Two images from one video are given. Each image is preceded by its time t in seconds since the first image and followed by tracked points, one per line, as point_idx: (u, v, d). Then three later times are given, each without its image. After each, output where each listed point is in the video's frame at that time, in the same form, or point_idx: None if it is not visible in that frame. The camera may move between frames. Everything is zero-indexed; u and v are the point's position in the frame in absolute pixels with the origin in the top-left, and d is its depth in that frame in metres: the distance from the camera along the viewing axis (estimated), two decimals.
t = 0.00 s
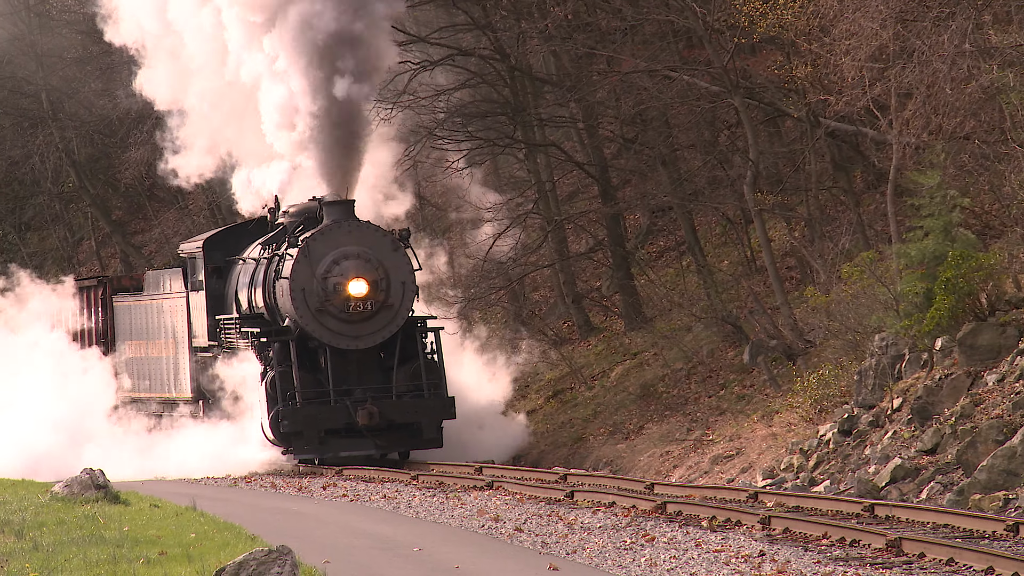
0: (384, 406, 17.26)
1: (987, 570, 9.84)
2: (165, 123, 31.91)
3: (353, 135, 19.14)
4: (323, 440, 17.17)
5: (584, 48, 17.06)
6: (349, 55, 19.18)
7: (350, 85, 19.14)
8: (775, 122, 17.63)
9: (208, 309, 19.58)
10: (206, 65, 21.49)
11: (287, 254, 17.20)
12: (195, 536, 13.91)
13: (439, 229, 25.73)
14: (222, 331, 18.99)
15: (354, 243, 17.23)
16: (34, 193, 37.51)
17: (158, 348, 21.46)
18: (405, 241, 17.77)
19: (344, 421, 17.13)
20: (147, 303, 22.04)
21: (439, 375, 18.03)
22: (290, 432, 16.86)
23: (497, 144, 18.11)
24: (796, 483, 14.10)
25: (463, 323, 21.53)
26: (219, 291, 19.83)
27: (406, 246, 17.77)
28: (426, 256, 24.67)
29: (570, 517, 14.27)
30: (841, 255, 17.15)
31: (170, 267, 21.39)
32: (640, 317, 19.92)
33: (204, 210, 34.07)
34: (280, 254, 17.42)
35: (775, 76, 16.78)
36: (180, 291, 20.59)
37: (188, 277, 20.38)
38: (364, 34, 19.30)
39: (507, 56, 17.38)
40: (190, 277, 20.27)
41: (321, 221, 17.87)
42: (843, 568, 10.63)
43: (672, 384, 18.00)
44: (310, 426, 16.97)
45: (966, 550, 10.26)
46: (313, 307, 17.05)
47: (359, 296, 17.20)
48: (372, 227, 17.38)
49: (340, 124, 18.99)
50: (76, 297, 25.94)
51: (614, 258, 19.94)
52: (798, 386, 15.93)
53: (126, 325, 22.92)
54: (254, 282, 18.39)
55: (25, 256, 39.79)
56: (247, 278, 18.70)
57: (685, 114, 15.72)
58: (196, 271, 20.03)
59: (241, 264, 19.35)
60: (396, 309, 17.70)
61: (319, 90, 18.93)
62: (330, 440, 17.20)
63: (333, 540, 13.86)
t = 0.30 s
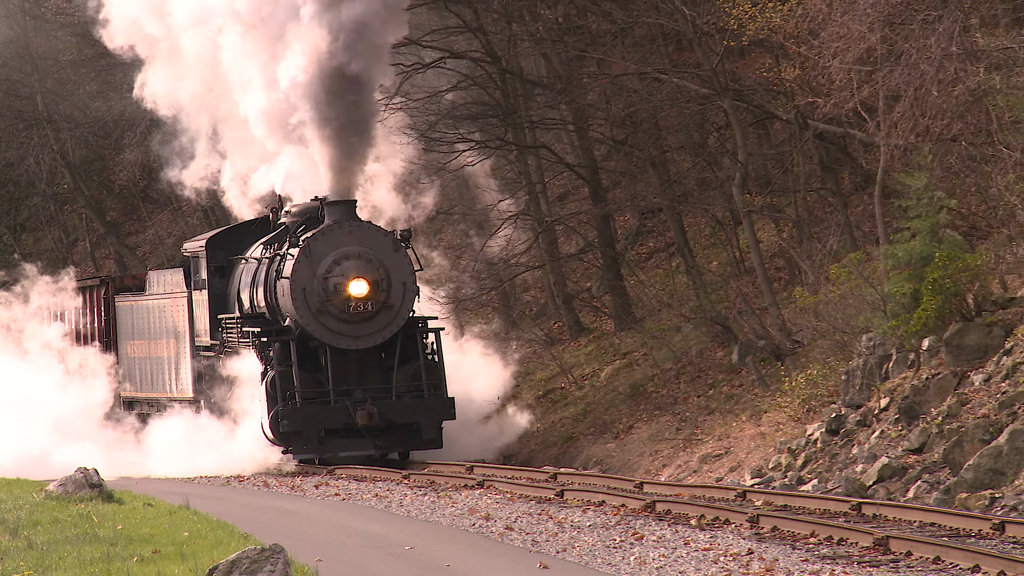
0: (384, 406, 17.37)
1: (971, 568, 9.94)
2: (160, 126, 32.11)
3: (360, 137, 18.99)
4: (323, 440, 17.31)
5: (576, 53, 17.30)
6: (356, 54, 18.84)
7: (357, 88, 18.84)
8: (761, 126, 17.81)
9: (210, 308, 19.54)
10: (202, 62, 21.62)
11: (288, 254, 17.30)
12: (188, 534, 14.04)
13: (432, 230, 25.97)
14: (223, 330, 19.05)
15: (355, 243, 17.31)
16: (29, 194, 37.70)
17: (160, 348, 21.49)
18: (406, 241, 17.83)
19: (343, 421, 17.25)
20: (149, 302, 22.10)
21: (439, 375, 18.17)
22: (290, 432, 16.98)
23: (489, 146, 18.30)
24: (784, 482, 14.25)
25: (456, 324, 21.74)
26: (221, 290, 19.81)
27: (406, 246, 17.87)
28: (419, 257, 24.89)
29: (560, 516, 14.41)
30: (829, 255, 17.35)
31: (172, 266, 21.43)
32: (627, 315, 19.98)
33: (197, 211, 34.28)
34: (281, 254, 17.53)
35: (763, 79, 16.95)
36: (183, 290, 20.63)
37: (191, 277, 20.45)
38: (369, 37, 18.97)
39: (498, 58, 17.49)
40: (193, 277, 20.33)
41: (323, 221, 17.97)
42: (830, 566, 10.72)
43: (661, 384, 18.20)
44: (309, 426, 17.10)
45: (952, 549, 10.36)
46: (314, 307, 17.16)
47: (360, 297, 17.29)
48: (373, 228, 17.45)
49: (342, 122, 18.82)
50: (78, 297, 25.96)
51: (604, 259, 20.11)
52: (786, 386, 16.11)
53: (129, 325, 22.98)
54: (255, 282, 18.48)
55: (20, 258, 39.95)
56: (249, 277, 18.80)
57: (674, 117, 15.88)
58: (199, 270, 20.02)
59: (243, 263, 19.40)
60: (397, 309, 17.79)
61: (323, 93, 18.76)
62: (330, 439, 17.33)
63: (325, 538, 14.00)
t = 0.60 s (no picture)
0: (381, 406, 17.48)
1: (953, 566, 10.00)
2: (151, 127, 32.29)
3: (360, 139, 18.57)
4: (319, 440, 17.40)
5: (560, 55, 17.48)
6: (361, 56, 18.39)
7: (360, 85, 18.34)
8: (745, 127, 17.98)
9: (207, 307, 19.61)
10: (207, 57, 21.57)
11: (285, 254, 17.37)
12: (178, 533, 14.16)
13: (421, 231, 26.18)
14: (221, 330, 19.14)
15: (352, 243, 17.36)
16: (20, 196, 37.84)
17: (159, 348, 21.52)
18: (403, 241, 17.86)
19: (340, 421, 17.36)
20: (147, 302, 22.13)
21: (436, 375, 18.38)
22: (287, 431, 17.06)
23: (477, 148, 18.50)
24: (768, 480, 14.38)
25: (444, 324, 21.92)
26: (220, 289, 19.85)
27: (404, 246, 17.92)
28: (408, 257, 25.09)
29: (546, 514, 14.53)
30: (812, 256, 17.55)
31: (170, 266, 21.45)
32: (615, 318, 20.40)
33: (188, 213, 34.49)
34: (279, 253, 17.59)
35: (749, 81, 17.13)
36: (181, 290, 20.63)
37: (189, 277, 20.50)
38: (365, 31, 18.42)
39: (485, 61, 17.84)
40: (191, 277, 20.38)
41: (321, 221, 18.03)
42: (814, 564, 10.78)
43: (647, 383, 18.38)
44: (306, 425, 17.19)
45: (935, 547, 10.41)
46: (311, 307, 17.22)
47: (356, 296, 17.35)
48: (370, 227, 17.50)
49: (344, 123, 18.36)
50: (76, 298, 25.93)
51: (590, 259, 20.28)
52: (771, 385, 16.28)
53: (127, 325, 23.02)
54: (252, 282, 18.55)
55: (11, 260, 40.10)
56: (246, 277, 18.87)
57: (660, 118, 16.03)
58: (197, 269, 20.06)
59: (241, 262, 19.44)
60: (393, 309, 17.84)
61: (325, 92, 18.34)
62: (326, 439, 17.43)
63: (314, 536, 14.10)
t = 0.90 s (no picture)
0: (385, 406, 17.56)
1: (945, 564, 10.05)
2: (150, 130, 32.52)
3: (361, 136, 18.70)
4: (323, 441, 17.50)
5: (555, 57, 17.68)
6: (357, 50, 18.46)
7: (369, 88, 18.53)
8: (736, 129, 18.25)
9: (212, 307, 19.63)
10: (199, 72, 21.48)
11: (288, 254, 17.38)
12: (176, 531, 14.32)
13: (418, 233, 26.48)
14: (225, 330, 19.18)
15: (355, 243, 17.47)
16: (20, 198, 38.09)
17: (165, 347, 21.55)
18: (405, 241, 18.00)
19: (343, 421, 17.45)
20: (154, 302, 22.18)
21: (439, 375, 18.36)
22: (291, 432, 17.13)
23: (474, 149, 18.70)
24: (760, 479, 14.53)
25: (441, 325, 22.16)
26: (224, 290, 19.89)
27: (406, 246, 18.04)
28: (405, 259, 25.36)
29: (541, 513, 14.68)
30: (805, 258, 17.76)
31: (174, 266, 21.52)
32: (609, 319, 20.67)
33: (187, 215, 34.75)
34: (282, 254, 17.61)
35: (741, 84, 17.35)
36: (186, 289, 20.68)
37: (194, 278, 20.52)
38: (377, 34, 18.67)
39: (480, 64, 18.28)
40: (196, 278, 20.40)
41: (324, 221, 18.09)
42: (807, 562, 10.84)
43: (641, 383, 18.60)
44: (310, 425, 17.26)
45: (927, 545, 10.48)
46: (314, 307, 17.29)
47: (360, 297, 17.46)
48: (373, 227, 17.62)
49: (349, 126, 18.54)
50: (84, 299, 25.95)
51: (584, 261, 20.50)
52: (764, 385, 16.47)
53: (135, 326, 23.07)
54: (256, 282, 18.61)
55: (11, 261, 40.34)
56: (250, 277, 18.93)
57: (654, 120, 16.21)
58: (202, 270, 20.08)
59: (245, 263, 19.49)
60: (397, 309, 17.97)
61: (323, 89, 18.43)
62: (330, 440, 17.51)
63: (311, 535, 14.25)
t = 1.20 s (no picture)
0: (386, 405, 17.68)
1: (933, 561, 9.96)
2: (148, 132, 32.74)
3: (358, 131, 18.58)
4: (326, 440, 17.59)
5: (547, 60, 17.89)
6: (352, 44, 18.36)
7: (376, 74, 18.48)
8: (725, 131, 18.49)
9: (215, 308, 19.77)
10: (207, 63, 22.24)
11: (291, 253, 17.38)
12: (172, 529, 14.46)
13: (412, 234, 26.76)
14: (229, 329, 19.33)
15: (357, 242, 17.45)
16: (17, 199, 38.32)
17: (168, 346, 21.61)
18: (407, 240, 17.97)
19: (346, 420, 17.54)
20: (157, 302, 22.22)
21: (441, 374, 18.47)
22: (293, 431, 17.22)
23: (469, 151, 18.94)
24: (749, 478, 14.67)
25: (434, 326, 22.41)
26: (227, 289, 20.01)
27: (409, 246, 18.02)
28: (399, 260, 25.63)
29: (534, 511, 14.72)
30: (795, 259, 17.99)
31: (178, 265, 21.44)
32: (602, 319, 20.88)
33: (185, 216, 35.03)
34: (284, 253, 17.62)
35: (731, 87, 17.55)
36: (189, 289, 20.62)
37: (197, 277, 20.55)
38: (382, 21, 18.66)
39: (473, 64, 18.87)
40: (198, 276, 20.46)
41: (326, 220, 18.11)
42: (797, 561, 10.71)
43: (632, 383, 18.81)
44: (312, 425, 17.34)
45: (916, 543, 10.41)
46: (316, 307, 17.28)
47: (362, 296, 17.44)
48: (375, 226, 17.57)
49: (352, 113, 18.47)
50: (87, 297, 25.97)
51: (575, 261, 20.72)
52: (754, 385, 16.64)
53: (137, 324, 23.13)
54: (259, 282, 18.71)
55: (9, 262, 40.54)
56: (253, 277, 19.03)
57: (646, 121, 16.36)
58: (204, 269, 20.16)
59: (248, 263, 19.59)
60: (399, 308, 17.94)
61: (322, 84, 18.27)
62: (332, 439, 17.61)
63: (306, 533, 14.37)
